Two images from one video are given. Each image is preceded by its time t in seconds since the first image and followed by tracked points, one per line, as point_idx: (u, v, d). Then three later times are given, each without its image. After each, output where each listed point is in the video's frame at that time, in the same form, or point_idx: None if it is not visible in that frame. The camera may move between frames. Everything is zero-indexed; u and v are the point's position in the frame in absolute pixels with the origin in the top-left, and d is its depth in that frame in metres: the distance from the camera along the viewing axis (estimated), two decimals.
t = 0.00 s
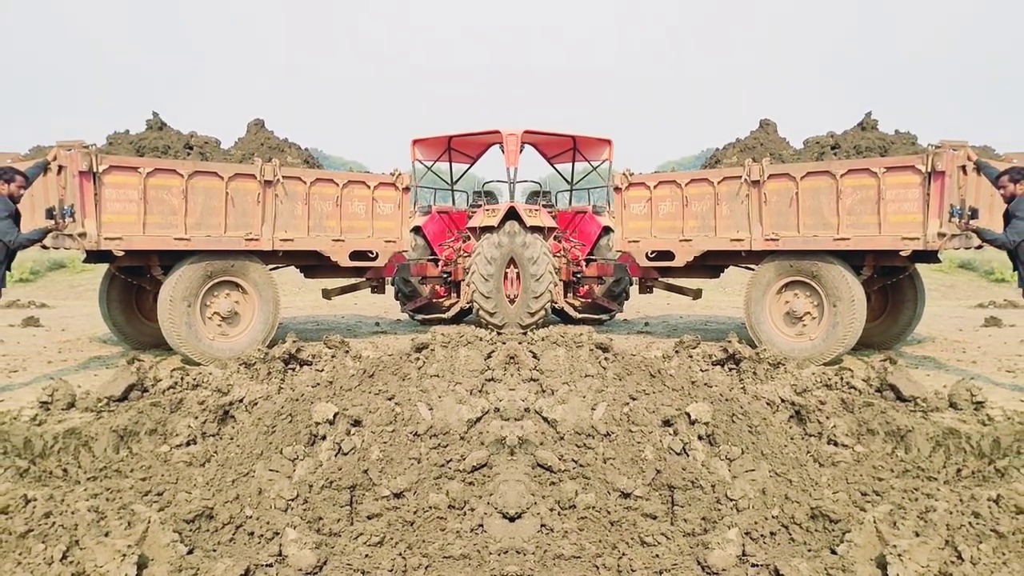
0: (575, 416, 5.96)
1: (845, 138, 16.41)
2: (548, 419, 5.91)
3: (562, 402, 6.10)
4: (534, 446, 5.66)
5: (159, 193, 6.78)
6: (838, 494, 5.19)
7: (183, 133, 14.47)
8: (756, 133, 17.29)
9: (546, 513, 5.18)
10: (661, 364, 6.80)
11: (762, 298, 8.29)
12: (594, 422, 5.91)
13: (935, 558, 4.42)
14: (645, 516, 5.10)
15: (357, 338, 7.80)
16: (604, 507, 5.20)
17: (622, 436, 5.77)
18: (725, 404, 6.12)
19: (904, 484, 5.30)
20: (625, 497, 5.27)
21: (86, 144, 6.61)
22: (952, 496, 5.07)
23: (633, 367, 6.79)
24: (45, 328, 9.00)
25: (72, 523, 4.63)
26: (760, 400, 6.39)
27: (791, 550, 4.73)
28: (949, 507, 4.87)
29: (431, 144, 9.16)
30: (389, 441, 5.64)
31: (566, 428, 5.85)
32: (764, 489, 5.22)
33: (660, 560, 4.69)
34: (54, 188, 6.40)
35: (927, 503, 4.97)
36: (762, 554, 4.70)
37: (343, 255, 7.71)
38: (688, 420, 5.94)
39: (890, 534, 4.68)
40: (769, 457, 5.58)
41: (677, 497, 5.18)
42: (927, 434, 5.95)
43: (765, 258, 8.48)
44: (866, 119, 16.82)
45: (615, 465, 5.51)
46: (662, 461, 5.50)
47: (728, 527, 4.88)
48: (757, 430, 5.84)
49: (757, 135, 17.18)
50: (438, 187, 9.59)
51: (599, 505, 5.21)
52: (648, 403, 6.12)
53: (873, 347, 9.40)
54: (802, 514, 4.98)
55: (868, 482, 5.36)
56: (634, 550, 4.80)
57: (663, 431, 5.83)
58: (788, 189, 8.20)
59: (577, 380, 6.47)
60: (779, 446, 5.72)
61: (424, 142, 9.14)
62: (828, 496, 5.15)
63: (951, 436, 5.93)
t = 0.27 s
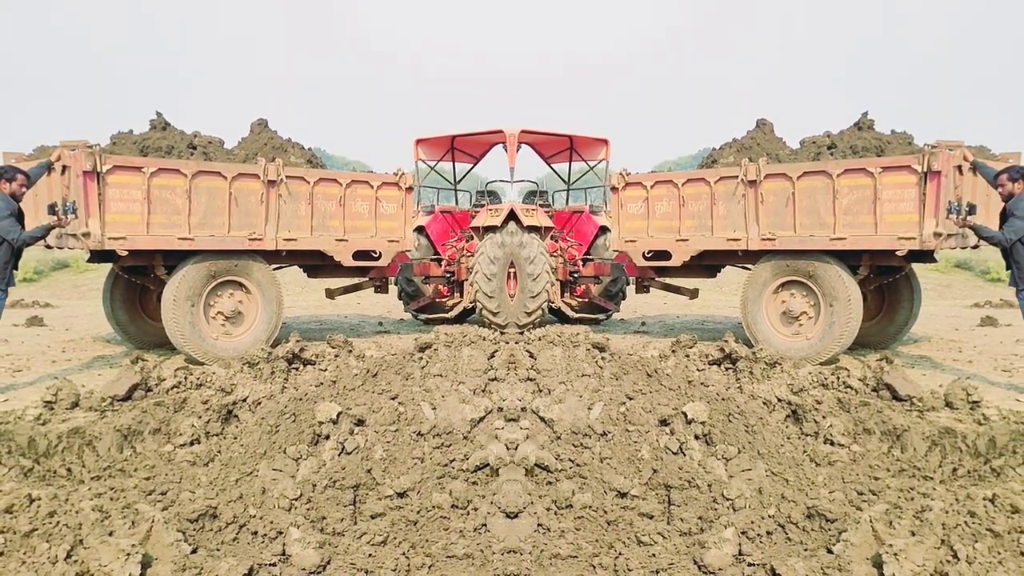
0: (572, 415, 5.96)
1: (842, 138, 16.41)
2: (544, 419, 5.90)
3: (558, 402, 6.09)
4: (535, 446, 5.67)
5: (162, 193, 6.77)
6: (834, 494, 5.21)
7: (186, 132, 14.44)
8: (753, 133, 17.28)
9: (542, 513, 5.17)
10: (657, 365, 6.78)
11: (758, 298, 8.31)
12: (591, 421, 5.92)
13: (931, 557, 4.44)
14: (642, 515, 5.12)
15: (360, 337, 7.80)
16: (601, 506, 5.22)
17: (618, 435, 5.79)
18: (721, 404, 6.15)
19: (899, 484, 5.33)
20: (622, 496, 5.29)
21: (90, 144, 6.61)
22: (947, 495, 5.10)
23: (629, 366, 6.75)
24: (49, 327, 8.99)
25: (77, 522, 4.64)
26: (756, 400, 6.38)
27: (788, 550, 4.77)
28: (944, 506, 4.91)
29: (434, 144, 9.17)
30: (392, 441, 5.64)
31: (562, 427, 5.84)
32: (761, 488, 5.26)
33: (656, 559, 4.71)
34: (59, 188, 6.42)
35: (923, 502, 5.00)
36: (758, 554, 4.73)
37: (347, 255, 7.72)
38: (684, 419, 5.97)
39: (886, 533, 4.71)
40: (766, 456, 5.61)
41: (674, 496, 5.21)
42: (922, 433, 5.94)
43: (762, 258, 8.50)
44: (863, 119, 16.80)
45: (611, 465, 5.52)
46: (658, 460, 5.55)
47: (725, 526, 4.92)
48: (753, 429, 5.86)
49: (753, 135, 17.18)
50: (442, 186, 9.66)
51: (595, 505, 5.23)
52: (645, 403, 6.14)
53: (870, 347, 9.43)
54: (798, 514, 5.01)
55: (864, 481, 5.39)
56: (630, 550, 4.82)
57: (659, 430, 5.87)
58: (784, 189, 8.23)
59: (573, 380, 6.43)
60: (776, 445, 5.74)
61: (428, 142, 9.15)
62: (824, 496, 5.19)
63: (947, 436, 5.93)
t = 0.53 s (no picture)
0: (569, 416, 5.99)
1: (839, 139, 16.40)
2: (542, 418, 5.92)
3: (556, 402, 6.11)
4: (536, 447, 5.68)
5: (165, 193, 6.78)
6: (831, 493, 5.22)
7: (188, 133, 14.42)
8: (751, 134, 17.27)
9: (540, 512, 5.17)
10: (655, 365, 6.81)
11: (756, 298, 8.32)
12: (588, 422, 5.95)
13: (928, 557, 4.46)
14: (640, 515, 5.13)
15: (363, 338, 7.80)
16: (598, 506, 5.21)
17: (616, 435, 5.80)
18: (719, 404, 6.15)
19: (897, 484, 5.34)
20: (620, 496, 5.29)
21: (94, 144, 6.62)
22: (944, 495, 5.11)
23: (627, 367, 6.79)
24: (52, 327, 9.00)
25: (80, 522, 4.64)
26: (754, 400, 6.37)
27: (785, 550, 4.78)
28: (941, 506, 4.91)
29: (436, 144, 9.18)
30: (394, 441, 5.64)
31: (560, 427, 5.86)
32: (758, 488, 5.27)
33: (654, 560, 4.71)
34: (61, 188, 6.42)
35: (920, 502, 5.02)
36: (756, 553, 4.74)
37: (350, 255, 7.73)
38: (682, 420, 5.94)
39: (883, 533, 4.73)
40: (763, 456, 5.62)
41: (671, 497, 5.22)
42: (920, 433, 5.99)
43: (759, 258, 8.52)
44: (860, 120, 16.74)
45: (609, 465, 5.54)
46: (656, 461, 5.55)
47: (722, 526, 4.93)
48: (751, 429, 5.87)
49: (751, 136, 17.16)
50: (443, 187, 9.74)
51: (593, 505, 5.22)
52: (642, 403, 6.16)
53: (867, 347, 9.45)
54: (796, 514, 5.02)
55: (861, 481, 5.40)
56: (629, 550, 4.82)
57: (657, 431, 5.87)
58: (782, 189, 8.25)
59: (571, 380, 6.48)
60: (773, 445, 5.75)
61: (430, 143, 9.16)
62: (821, 496, 5.19)
63: (944, 436, 5.98)
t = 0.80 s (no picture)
0: (569, 417, 5.97)
1: (839, 140, 16.36)
2: (542, 420, 5.91)
3: (555, 403, 6.10)
4: (536, 448, 5.68)
5: (166, 194, 6.78)
6: (831, 495, 5.22)
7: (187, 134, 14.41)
8: (750, 135, 17.23)
9: (540, 513, 5.17)
10: (655, 366, 6.80)
11: (756, 299, 8.32)
12: (588, 423, 5.94)
13: (928, 558, 4.46)
14: (640, 516, 5.12)
15: (363, 339, 7.80)
16: (598, 508, 5.21)
17: (615, 436, 5.81)
18: (719, 405, 6.15)
19: (897, 485, 5.34)
20: (620, 498, 5.29)
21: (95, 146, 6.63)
22: (944, 496, 5.12)
23: (627, 368, 6.79)
24: (53, 328, 9.00)
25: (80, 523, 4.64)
26: (754, 402, 6.38)
27: (785, 551, 4.79)
28: (941, 507, 4.92)
29: (437, 146, 9.20)
30: (394, 443, 5.64)
31: (560, 429, 5.86)
32: (758, 490, 5.27)
33: (654, 561, 4.70)
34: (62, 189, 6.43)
35: (919, 503, 5.02)
36: (756, 555, 4.76)
37: (350, 256, 7.73)
38: (682, 421, 5.98)
39: (883, 534, 4.74)
40: (763, 458, 5.63)
41: (671, 498, 5.22)
42: (920, 434, 5.98)
43: (758, 259, 8.51)
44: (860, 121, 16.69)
45: (608, 467, 5.54)
46: (656, 462, 5.55)
47: (722, 527, 4.93)
48: (751, 431, 5.88)
49: (751, 137, 17.13)
50: (444, 188, 9.73)
51: (592, 507, 5.22)
52: (642, 404, 6.18)
53: (867, 348, 9.45)
54: (796, 515, 5.02)
55: (861, 482, 5.41)
56: (628, 551, 4.82)
57: (657, 432, 5.89)
58: (781, 191, 8.25)
59: (571, 381, 6.47)
60: (773, 446, 5.75)
61: (430, 145, 9.17)
62: (821, 497, 5.19)
63: (944, 437, 5.99)
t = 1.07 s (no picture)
0: (570, 419, 5.97)
1: (840, 142, 16.32)
2: (543, 423, 5.92)
3: (556, 406, 6.09)
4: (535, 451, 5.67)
5: (165, 197, 6.79)
6: (833, 497, 5.22)
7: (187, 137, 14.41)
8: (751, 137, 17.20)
9: (540, 516, 5.14)
10: (655, 369, 6.80)
11: (756, 302, 8.31)
12: (589, 426, 5.93)
13: (930, 560, 4.43)
14: (640, 519, 5.09)
15: (363, 341, 7.79)
16: (599, 511, 5.19)
17: (617, 439, 5.80)
18: (720, 408, 6.17)
19: (898, 487, 5.33)
20: (620, 500, 5.28)
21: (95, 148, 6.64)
22: (946, 498, 5.10)
23: (627, 371, 6.77)
24: (52, 331, 9.00)
25: (79, 526, 4.64)
26: (754, 404, 6.38)
27: (786, 554, 4.75)
28: (942, 509, 4.90)
29: (436, 148, 9.20)
30: (393, 445, 5.63)
31: (560, 431, 5.85)
32: (759, 493, 5.23)
33: (655, 564, 4.68)
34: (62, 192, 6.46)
35: (921, 506, 5.01)
36: (757, 558, 4.72)
37: (349, 258, 7.72)
38: (682, 423, 5.94)
39: (884, 537, 4.72)
40: (764, 460, 5.61)
41: (672, 501, 5.18)
42: (921, 436, 5.99)
43: (759, 262, 8.50)
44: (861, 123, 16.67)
45: (610, 469, 5.53)
46: (656, 464, 5.53)
47: (723, 530, 4.90)
48: (752, 433, 5.87)
49: (751, 139, 17.09)
50: (444, 191, 9.70)
51: (594, 509, 5.21)
52: (643, 407, 6.17)
53: (868, 350, 9.44)
54: (797, 518, 5.01)
55: (862, 485, 5.40)
56: (629, 554, 4.79)
57: (657, 434, 5.86)
58: (782, 193, 8.25)
59: (571, 383, 6.45)
60: (775, 449, 5.73)
61: (430, 147, 9.19)
62: (822, 500, 5.19)
63: (945, 439, 5.98)
